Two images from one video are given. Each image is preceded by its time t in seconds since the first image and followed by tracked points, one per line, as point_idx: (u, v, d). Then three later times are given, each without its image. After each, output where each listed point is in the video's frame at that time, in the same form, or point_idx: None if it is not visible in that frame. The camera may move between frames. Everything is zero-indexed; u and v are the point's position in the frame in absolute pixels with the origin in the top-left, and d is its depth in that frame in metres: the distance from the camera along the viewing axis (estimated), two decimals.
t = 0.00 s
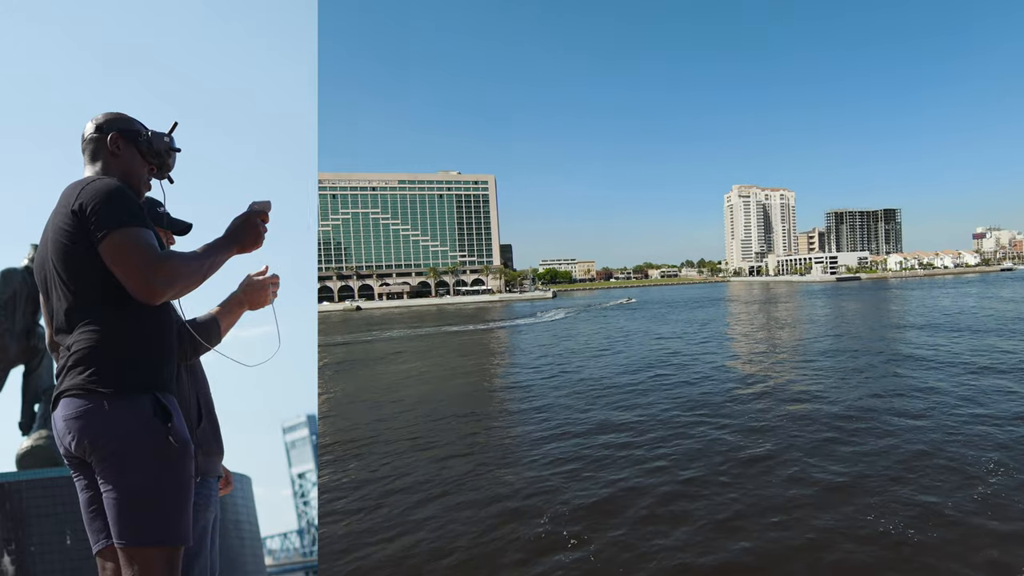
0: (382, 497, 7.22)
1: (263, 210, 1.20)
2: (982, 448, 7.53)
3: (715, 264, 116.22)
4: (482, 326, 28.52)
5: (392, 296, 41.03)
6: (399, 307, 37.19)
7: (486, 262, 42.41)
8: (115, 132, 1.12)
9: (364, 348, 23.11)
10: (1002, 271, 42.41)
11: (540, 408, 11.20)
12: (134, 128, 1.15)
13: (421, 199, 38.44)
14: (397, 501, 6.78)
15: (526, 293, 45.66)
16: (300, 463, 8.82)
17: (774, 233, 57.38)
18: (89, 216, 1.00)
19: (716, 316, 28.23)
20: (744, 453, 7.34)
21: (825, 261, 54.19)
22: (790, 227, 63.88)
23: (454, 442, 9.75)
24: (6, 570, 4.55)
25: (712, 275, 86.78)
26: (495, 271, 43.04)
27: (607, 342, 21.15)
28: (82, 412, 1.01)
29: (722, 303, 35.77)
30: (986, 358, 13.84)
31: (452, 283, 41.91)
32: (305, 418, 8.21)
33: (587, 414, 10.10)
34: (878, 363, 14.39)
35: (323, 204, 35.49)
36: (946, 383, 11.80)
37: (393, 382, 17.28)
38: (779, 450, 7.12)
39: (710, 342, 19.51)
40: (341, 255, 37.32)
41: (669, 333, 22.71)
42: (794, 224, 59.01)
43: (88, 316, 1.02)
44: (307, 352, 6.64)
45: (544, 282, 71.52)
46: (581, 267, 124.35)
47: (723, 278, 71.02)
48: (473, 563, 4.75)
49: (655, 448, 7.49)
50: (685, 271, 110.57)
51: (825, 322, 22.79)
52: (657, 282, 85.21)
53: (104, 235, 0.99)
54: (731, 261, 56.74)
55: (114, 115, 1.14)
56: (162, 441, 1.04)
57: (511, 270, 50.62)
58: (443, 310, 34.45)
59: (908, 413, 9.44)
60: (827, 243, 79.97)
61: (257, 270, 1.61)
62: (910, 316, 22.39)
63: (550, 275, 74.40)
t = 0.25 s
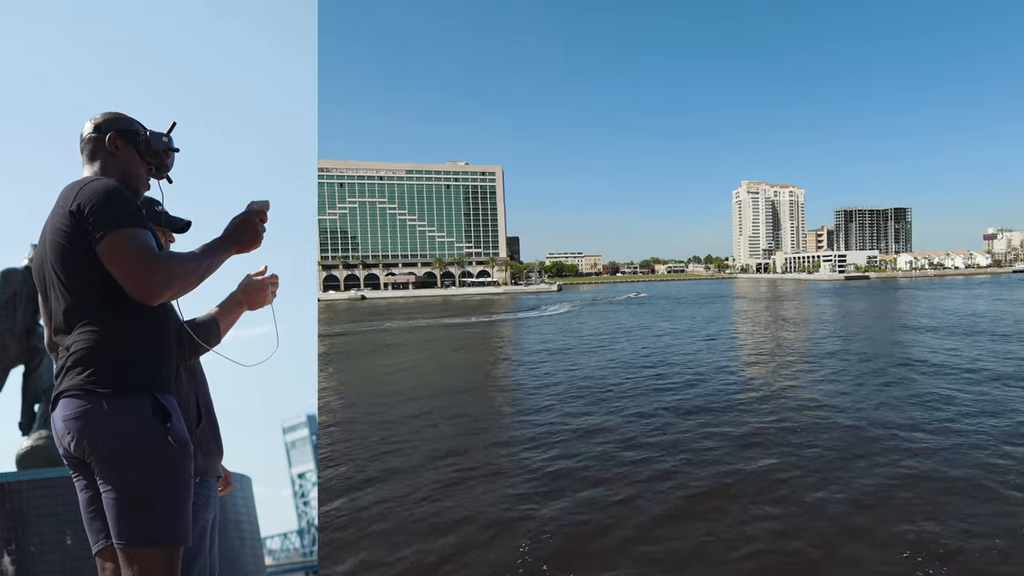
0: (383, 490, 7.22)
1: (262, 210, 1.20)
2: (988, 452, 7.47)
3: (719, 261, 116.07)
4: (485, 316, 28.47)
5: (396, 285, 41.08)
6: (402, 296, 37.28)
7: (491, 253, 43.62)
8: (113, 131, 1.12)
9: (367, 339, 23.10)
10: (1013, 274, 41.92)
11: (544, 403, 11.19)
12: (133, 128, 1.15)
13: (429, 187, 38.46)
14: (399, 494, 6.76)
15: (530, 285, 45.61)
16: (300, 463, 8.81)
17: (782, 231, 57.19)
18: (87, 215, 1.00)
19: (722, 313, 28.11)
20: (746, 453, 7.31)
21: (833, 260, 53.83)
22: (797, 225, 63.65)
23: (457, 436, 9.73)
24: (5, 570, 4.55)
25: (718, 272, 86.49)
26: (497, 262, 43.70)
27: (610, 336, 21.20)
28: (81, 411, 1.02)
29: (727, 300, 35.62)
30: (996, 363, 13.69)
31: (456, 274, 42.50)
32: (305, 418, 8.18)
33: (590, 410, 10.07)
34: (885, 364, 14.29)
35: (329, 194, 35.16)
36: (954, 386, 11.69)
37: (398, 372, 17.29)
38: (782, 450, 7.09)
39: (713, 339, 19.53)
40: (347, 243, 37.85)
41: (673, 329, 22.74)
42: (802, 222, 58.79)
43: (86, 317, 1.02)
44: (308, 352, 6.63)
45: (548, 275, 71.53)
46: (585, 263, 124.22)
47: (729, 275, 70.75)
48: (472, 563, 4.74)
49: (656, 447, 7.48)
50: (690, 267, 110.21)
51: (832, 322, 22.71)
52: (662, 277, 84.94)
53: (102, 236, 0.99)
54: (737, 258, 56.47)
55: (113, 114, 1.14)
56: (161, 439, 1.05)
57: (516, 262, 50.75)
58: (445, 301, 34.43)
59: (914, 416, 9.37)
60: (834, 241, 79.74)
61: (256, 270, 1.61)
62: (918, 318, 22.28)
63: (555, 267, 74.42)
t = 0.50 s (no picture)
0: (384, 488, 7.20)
1: (261, 210, 1.20)
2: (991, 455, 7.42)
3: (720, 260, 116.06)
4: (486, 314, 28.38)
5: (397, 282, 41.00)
6: (403, 291, 37.07)
7: (492, 249, 44.08)
8: (113, 132, 1.12)
9: (368, 335, 22.96)
10: (1019, 277, 41.64)
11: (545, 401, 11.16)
12: (131, 128, 1.15)
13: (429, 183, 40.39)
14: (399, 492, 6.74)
15: (531, 283, 45.61)
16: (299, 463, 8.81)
17: (785, 230, 57.15)
18: (85, 216, 1.00)
19: (725, 313, 28.01)
20: (748, 453, 7.29)
21: (837, 261, 53.62)
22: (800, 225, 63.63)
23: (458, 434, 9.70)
24: (6, 570, 4.56)
25: (721, 271, 86.31)
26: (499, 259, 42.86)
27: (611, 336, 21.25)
28: (80, 412, 1.01)
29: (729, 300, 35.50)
30: (1002, 368, 13.59)
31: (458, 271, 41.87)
32: (305, 417, 8.19)
33: (591, 409, 10.04)
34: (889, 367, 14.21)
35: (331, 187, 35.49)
36: (959, 390, 11.62)
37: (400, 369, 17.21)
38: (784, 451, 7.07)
39: (715, 339, 19.58)
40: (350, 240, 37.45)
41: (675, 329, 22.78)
42: (805, 221, 58.71)
43: (85, 317, 1.02)
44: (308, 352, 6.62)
45: (549, 272, 71.55)
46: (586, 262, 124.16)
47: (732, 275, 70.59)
48: (472, 563, 4.73)
49: (657, 447, 7.48)
50: (692, 267, 109.95)
51: (835, 323, 22.71)
52: (665, 276, 84.81)
53: (100, 237, 0.99)
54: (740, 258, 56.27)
55: (111, 114, 1.14)
56: (159, 439, 1.04)
57: (517, 259, 50.80)
58: (445, 299, 34.31)
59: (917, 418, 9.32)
60: (837, 242, 79.62)
61: (256, 270, 1.61)
62: (922, 320, 22.26)
63: (558, 265, 74.36)
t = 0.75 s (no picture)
0: (383, 488, 7.20)
1: (259, 210, 1.20)
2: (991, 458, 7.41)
3: (720, 261, 116.02)
4: (485, 315, 28.36)
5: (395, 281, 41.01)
6: (400, 291, 37.01)
7: (490, 249, 42.93)
8: (111, 132, 1.12)
9: (366, 335, 22.89)
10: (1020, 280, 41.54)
11: (545, 403, 11.13)
12: (130, 128, 1.15)
13: (428, 182, 39.95)
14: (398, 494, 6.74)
15: (531, 284, 45.63)
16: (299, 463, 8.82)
17: (785, 231, 57.13)
18: (83, 215, 1.00)
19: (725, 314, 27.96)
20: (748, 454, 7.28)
21: (837, 262, 53.57)
22: (799, 226, 63.63)
23: (458, 435, 9.69)
24: (5, 570, 4.56)
25: (721, 272, 86.26)
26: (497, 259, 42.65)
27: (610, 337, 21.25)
28: (78, 412, 1.01)
29: (729, 302, 35.44)
30: (1002, 371, 13.60)
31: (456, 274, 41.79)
32: (305, 417, 8.20)
33: (591, 410, 10.03)
34: (889, 369, 14.18)
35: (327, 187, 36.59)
36: (959, 393, 11.61)
37: (397, 369, 17.16)
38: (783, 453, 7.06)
39: (714, 341, 19.60)
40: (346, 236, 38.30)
41: (675, 330, 22.78)
42: (805, 223, 58.69)
43: (84, 316, 1.02)
44: (308, 352, 6.62)
45: (548, 273, 71.55)
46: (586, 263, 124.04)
47: (732, 275, 70.60)
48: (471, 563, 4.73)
49: (657, 448, 7.49)
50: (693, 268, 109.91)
51: (834, 326, 22.71)
52: (664, 277, 84.73)
53: (99, 236, 0.99)
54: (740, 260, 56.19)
55: (109, 114, 1.14)
56: (158, 439, 1.04)
57: (516, 259, 50.80)
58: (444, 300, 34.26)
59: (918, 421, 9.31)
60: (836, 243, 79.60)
61: (256, 271, 1.61)
62: (922, 323, 22.25)
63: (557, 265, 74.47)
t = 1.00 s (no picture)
0: (382, 489, 7.19)
1: (259, 212, 1.20)
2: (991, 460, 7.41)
3: (719, 262, 116.07)
4: (483, 316, 28.37)
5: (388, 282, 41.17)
6: (395, 295, 36.99)
7: (486, 249, 43.22)
8: (112, 132, 1.12)
9: (363, 337, 22.80)
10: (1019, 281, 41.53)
11: (543, 405, 11.11)
12: (130, 128, 1.15)
13: (423, 182, 39.68)
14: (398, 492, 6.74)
15: (530, 285, 45.67)
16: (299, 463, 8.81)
17: (784, 232, 57.18)
18: (83, 216, 1.00)
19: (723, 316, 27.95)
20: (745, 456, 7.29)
21: (836, 263, 53.59)
22: (798, 227, 63.64)
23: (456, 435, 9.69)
24: (5, 570, 4.56)
25: (719, 273, 86.29)
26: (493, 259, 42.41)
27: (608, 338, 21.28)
28: (77, 411, 1.01)
29: (727, 303, 35.41)
30: (1000, 372, 13.65)
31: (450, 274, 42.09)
32: (305, 417, 8.20)
33: (590, 411, 10.01)
34: (887, 371, 14.19)
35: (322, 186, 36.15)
36: (957, 394, 11.64)
37: (394, 371, 17.12)
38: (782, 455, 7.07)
39: (712, 343, 19.64)
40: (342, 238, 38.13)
41: (672, 332, 22.82)
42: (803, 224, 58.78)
43: (84, 316, 1.02)
44: (307, 353, 6.63)
45: (546, 273, 71.59)
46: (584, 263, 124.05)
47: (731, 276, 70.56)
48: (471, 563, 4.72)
49: (657, 447, 7.50)
50: (691, 268, 109.76)
51: (833, 327, 22.75)
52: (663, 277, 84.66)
53: (98, 236, 0.99)
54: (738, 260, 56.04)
55: (110, 114, 1.14)
56: (157, 438, 1.04)
57: (512, 260, 50.93)
58: (442, 300, 34.23)
59: (915, 422, 9.32)
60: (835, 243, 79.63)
61: (256, 271, 1.61)
62: (920, 324, 22.32)
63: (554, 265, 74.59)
